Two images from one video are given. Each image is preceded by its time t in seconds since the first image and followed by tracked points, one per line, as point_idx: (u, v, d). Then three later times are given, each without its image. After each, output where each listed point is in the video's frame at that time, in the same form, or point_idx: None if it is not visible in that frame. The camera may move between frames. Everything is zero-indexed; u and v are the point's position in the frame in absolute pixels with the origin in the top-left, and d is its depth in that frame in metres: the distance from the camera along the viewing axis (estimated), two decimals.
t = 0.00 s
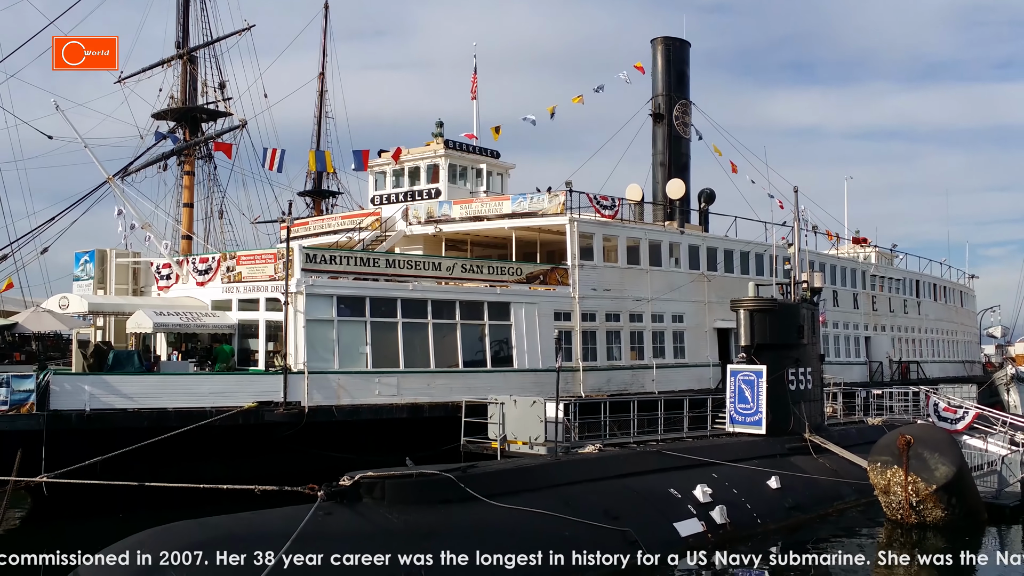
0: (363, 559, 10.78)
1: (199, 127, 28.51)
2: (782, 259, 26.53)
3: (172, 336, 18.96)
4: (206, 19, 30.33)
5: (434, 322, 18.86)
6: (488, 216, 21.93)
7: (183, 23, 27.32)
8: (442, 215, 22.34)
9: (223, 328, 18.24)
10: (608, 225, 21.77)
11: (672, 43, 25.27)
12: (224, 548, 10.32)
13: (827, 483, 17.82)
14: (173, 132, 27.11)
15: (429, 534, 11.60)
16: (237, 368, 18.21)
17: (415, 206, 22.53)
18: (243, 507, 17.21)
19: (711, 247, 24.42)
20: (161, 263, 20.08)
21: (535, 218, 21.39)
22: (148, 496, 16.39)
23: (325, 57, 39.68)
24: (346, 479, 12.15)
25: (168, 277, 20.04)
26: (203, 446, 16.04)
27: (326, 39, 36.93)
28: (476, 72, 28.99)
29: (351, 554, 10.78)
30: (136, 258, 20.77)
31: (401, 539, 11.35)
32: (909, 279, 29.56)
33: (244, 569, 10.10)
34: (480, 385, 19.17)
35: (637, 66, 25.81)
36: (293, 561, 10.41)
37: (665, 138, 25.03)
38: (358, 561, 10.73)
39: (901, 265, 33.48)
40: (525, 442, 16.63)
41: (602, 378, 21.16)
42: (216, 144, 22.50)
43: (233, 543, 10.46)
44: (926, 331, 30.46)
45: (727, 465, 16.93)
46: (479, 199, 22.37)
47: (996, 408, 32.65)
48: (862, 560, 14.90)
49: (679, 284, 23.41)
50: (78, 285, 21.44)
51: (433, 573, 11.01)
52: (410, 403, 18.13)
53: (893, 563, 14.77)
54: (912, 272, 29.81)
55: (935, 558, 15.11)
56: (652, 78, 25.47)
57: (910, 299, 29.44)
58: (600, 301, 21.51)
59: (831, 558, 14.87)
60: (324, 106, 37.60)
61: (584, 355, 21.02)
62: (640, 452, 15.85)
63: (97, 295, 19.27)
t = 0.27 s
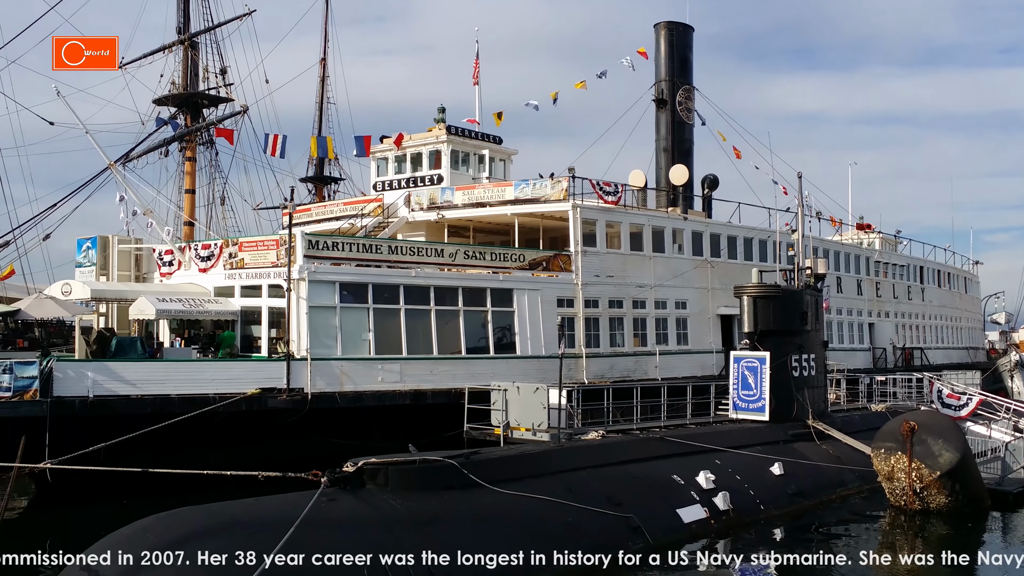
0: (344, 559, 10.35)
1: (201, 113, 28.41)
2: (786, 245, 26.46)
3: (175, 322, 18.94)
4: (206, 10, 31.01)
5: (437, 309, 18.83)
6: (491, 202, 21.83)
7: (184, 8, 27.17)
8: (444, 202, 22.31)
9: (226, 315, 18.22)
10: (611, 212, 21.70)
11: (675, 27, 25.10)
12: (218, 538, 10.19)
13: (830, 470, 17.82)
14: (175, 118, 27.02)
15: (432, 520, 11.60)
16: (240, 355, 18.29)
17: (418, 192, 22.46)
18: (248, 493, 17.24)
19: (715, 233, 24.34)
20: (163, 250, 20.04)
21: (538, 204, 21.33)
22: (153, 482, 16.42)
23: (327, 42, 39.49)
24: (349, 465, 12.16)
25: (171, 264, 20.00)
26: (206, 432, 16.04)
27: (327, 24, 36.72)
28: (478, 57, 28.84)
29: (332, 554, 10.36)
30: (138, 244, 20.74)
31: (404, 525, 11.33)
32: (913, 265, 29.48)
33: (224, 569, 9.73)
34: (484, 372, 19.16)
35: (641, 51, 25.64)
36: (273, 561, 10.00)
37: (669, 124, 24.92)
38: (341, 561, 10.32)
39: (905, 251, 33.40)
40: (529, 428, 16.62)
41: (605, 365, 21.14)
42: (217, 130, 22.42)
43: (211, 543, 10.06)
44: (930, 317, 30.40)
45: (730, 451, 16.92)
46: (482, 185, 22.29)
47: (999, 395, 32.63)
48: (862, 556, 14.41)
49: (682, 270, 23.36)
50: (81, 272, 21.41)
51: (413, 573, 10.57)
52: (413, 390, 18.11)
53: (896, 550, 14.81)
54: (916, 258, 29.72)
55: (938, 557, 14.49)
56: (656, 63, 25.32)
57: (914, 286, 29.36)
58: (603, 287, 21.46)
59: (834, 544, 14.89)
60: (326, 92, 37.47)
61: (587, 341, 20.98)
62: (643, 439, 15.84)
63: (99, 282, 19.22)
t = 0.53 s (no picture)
0: (325, 559, 10.24)
1: (203, 107, 28.44)
2: (787, 240, 26.47)
3: (178, 317, 19.01)
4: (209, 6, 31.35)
5: (438, 304, 18.89)
6: (493, 196, 21.89)
7: (186, 3, 27.18)
8: (445, 196, 22.38)
9: (228, 310, 18.31)
10: (613, 206, 21.73)
11: (677, 21, 25.08)
12: (214, 535, 10.22)
13: (831, 465, 17.88)
14: (177, 113, 27.06)
15: (433, 514, 11.67)
16: (242, 350, 18.31)
17: (420, 187, 22.52)
18: (251, 488, 17.33)
19: (717, 228, 24.37)
20: (166, 245, 20.10)
21: (540, 199, 21.36)
22: (155, 476, 16.52)
23: (329, 36, 39.49)
24: (351, 459, 12.27)
25: (174, 259, 20.07)
26: (209, 426, 16.14)
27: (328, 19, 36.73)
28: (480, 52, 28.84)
29: (314, 553, 10.27)
30: (141, 240, 20.80)
31: (406, 520, 11.40)
32: (914, 259, 29.50)
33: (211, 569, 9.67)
34: (486, 367, 19.22)
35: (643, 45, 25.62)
36: (255, 562, 9.88)
37: (670, 118, 24.93)
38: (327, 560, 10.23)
39: (906, 246, 33.41)
40: (530, 423, 16.73)
41: (606, 360, 21.20)
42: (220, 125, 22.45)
43: (197, 545, 9.98)
44: (931, 312, 30.43)
45: (730, 446, 16.99)
46: (484, 180, 22.32)
47: (1000, 389, 32.67)
48: (858, 552, 14.36)
49: (684, 265, 23.40)
50: (84, 267, 21.47)
51: (404, 572, 10.55)
52: (415, 385, 18.18)
53: (895, 542, 14.90)
54: (917, 253, 29.73)
55: (939, 552, 14.53)
56: (658, 58, 25.31)
57: (915, 280, 29.39)
58: (605, 282, 21.50)
59: (833, 538, 14.97)
60: (329, 87, 37.48)
61: (588, 336, 21.03)
62: (644, 434, 15.90)
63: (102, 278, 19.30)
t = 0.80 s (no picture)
0: (307, 559, 10.12)
1: (215, 109, 28.54)
2: (799, 240, 26.43)
3: (192, 318, 19.09)
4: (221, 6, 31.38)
5: (451, 304, 18.91)
6: (504, 197, 21.90)
7: (198, 5, 27.30)
8: (456, 198, 22.42)
9: (242, 310, 18.38)
10: (624, 207, 21.74)
11: (688, 22, 25.08)
12: (229, 534, 10.24)
13: (844, 466, 17.83)
14: (189, 115, 27.17)
15: (446, 515, 11.68)
16: (256, 350, 18.36)
17: (431, 188, 22.55)
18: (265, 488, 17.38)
19: (728, 228, 24.35)
20: (180, 246, 20.18)
21: (551, 200, 21.37)
22: (170, 475, 16.63)
23: (341, 38, 39.61)
24: (364, 458, 12.29)
25: (187, 260, 20.14)
26: (223, 427, 16.19)
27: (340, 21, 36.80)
28: (491, 53, 28.89)
29: (323, 554, 10.27)
30: (155, 240, 20.89)
31: (420, 519, 11.42)
32: (926, 260, 29.42)
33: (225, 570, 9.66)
34: (498, 367, 19.23)
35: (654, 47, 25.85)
36: (236, 561, 9.80)
37: (681, 119, 24.93)
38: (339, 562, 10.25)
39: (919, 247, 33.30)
40: (542, 423, 16.71)
41: (618, 360, 21.19)
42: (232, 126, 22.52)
43: (211, 545, 9.98)
44: (943, 313, 30.33)
45: (742, 446, 16.95)
46: (495, 181, 22.34)
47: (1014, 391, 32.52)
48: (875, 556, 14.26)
49: (695, 266, 23.39)
50: (98, 268, 21.56)
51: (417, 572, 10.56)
52: (427, 385, 18.19)
53: (910, 543, 14.87)
54: (930, 253, 29.64)
55: (954, 553, 14.50)
56: (668, 59, 25.32)
57: (927, 281, 29.30)
58: (616, 283, 21.50)
59: (846, 539, 14.92)
60: (340, 89, 37.57)
61: (600, 337, 21.03)
62: (657, 434, 15.89)
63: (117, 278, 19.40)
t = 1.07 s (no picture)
0: (288, 559, 9.91)
1: (245, 111, 28.73)
2: (830, 240, 26.15)
3: (222, 318, 19.21)
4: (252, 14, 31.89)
5: (478, 305, 18.89)
6: (531, 197, 21.83)
7: (228, 7, 27.50)
8: (484, 197, 22.37)
9: (271, 311, 18.48)
10: (652, 207, 21.60)
11: (716, 20, 24.90)
12: (259, 532, 10.26)
13: (877, 467, 17.60)
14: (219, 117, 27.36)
15: (476, 515, 11.63)
16: (285, 350, 18.46)
17: (459, 188, 22.52)
18: (294, 487, 17.43)
19: (758, 228, 24.14)
20: (210, 247, 20.32)
21: (578, 200, 21.27)
22: (201, 474, 16.76)
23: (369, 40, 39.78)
24: (393, 458, 12.29)
25: (218, 261, 20.27)
26: (253, 426, 16.27)
27: (367, 22, 36.94)
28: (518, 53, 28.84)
29: (352, 553, 10.25)
30: (186, 241, 21.04)
31: (450, 519, 11.39)
32: (960, 259, 29.00)
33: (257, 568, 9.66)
34: (527, 367, 19.17)
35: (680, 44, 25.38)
36: (218, 561, 9.68)
37: (710, 117, 24.75)
38: (367, 561, 10.23)
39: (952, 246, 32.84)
40: (571, 423, 16.59)
41: (647, 361, 21.05)
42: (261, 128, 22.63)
43: (242, 543, 9.98)
44: (977, 313, 29.88)
45: (773, 447, 16.77)
46: (522, 181, 22.28)
47: None
48: (910, 557, 14.06)
49: (724, 266, 23.21)
50: (130, 269, 21.74)
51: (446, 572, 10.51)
52: (455, 385, 18.17)
53: (944, 546, 14.64)
54: (963, 253, 29.22)
55: (990, 556, 14.24)
56: (697, 57, 25.15)
57: (961, 280, 28.89)
58: (645, 283, 21.38)
59: (879, 542, 14.72)
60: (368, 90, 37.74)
61: (629, 337, 20.90)
62: (686, 434, 15.76)
63: (148, 278, 19.60)
